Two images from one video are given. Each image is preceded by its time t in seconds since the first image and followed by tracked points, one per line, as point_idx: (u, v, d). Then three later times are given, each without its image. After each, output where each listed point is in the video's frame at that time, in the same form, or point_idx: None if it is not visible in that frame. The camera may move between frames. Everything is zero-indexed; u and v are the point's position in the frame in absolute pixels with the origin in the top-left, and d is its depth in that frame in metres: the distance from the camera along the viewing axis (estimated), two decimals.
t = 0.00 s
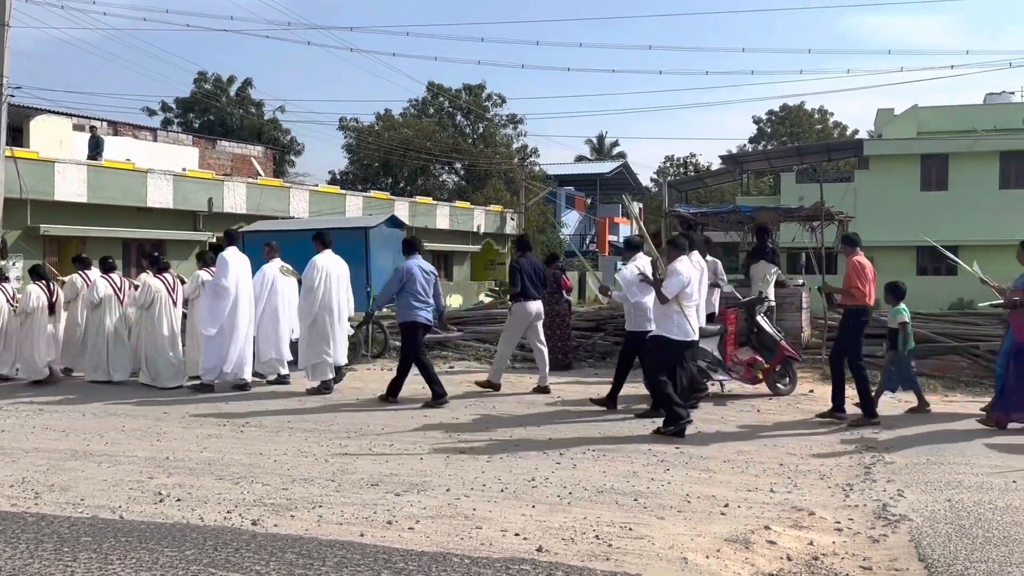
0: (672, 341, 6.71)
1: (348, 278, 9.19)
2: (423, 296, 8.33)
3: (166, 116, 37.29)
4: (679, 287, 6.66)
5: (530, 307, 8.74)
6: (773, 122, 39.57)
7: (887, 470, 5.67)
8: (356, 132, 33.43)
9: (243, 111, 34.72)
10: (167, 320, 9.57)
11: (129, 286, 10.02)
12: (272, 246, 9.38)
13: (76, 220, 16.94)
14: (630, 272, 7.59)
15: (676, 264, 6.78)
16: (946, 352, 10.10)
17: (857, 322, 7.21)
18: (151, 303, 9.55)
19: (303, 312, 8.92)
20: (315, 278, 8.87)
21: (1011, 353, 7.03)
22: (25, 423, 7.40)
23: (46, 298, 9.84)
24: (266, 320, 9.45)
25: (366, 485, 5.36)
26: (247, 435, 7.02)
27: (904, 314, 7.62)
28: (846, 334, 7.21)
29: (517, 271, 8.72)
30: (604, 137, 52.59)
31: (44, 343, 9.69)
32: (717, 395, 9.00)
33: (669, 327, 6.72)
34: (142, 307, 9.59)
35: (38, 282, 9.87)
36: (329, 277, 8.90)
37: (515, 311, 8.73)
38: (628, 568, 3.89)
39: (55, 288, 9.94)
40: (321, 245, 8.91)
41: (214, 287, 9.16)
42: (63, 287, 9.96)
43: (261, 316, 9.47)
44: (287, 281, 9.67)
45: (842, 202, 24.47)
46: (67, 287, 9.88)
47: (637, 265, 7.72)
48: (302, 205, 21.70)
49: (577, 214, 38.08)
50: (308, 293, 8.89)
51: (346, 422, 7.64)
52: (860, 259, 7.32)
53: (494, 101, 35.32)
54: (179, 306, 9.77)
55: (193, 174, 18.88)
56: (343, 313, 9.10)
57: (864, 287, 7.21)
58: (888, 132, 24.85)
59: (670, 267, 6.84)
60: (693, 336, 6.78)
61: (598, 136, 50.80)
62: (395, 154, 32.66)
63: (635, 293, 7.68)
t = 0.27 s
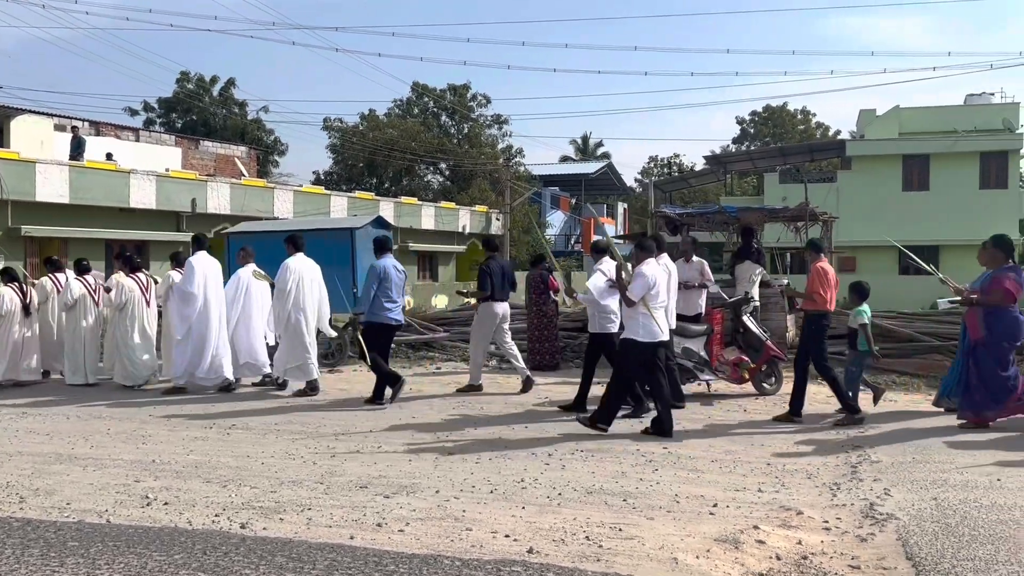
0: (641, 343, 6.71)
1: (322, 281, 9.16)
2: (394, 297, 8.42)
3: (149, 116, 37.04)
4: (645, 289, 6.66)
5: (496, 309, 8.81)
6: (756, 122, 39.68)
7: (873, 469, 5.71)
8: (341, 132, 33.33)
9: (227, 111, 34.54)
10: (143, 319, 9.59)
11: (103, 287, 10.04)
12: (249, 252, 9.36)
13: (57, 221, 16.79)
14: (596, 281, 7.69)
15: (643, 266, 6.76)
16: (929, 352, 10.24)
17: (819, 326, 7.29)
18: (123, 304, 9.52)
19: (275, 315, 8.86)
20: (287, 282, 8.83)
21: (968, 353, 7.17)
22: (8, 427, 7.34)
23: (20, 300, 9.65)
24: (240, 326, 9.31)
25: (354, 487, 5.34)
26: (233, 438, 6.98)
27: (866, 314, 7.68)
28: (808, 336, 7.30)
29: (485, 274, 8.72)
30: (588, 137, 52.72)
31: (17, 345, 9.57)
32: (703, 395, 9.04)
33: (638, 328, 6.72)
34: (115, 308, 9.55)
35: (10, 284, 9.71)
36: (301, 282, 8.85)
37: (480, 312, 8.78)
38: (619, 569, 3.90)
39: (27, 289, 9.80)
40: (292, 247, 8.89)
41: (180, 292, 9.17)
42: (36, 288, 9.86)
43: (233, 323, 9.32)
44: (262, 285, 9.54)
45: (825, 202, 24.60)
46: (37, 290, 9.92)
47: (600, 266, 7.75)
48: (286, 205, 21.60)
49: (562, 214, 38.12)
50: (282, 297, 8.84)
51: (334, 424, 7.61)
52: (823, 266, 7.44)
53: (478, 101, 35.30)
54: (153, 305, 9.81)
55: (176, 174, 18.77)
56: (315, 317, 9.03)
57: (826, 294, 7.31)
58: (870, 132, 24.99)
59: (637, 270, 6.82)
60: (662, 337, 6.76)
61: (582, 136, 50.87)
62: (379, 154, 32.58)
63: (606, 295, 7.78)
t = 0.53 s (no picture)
0: (607, 348, 6.76)
1: (298, 291, 9.25)
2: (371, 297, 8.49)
3: (134, 117, 36.82)
4: (613, 295, 6.70)
5: (472, 308, 8.91)
6: (742, 124, 39.77)
7: (862, 469, 5.75)
8: (327, 133, 33.23)
9: (212, 112, 34.38)
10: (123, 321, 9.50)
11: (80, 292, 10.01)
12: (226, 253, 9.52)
13: (42, 222, 16.65)
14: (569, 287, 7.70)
15: (612, 273, 6.77)
16: (915, 353, 10.33)
17: (787, 327, 7.46)
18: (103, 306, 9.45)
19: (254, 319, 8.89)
20: (265, 283, 8.92)
21: (937, 351, 7.26)
22: None
23: None
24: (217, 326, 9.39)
25: (345, 490, 5.33)
26: (222, 441, 6.95)
27: (835, 316, 7.79)
28: (775, 337, 7.49)
29: (460, 273, 8.82)
30: (575, 139, 52.80)
31: None
32: (693, 396, 9.06)
33: (605, 333, 6.77)
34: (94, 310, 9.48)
35: None
36: (278, 283, 8.96)
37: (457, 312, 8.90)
38: (611, 572, 3.91)
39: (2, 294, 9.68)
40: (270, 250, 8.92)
41: (152, 295, 9.13)
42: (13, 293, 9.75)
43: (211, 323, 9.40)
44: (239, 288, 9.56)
45: (810, 203, 24.70)
46: (12, 293, 9.74)
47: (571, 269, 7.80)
48: (272, 207, 21.51)
49: (550, 215, 38.16)
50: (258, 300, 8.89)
51: (323, 427, 7.59)
52: (795, 269, 7.61)
53: (465, 102, 35.27)
54: (133, 308, 9.72)
55: (162, 175, 18.67)
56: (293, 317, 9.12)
57: (798, 294, 7.47)
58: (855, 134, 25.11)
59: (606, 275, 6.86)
60: (629, 342, 6.81)
61: (569, 138, 50.94)
62: (366, 155, 32.50)
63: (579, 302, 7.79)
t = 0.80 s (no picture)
0: (575, 345, 6.90)
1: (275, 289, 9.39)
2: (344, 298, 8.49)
3: (119, 117, 36.59)
4: (582, 295, 6.77)
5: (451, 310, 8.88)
6: (729, 125, 39.90)
7: (852, 470, 5.78)
8: (314, 134, 33.13)
9: (198, 112, 34.22)
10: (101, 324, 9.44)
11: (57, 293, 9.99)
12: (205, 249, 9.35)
13: (27, 223, 16.53)
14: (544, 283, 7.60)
15: (581, 272, 6.83)
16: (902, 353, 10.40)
17: (761, 328, 7.50)
18: (81, 309, 9.36)
19: (233, 315, 9.04)
20: (245, 281, 9.04)
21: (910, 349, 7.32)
22: None
23: None
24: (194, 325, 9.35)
25: (337, 493, 5.31)
26: (211, 443, 6.91)
27: (806, 318, 7.83)
28: (750, 339, 7.50)
29: (438, 274, 8.88)
30: (562, 140, 52.84)
31: None
32: (683, 396, 9.10)
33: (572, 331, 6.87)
34: (71, 313, 9.38)
35: None
36: (259, 282, 9.08)
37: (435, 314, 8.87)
38: (604, 573, 3.91)
39: None
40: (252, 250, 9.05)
41: (127, 294, 9.05)
42: None
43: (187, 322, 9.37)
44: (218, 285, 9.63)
45: (797, 204, 24.81)
46: None
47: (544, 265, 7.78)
48: (259, 207, 21.42)
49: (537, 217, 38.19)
50: (237, 296, 9.04)
51: (313, 428, 7.57)
52: (768, 268, 7.59)
53: (453, 103, 35.25)
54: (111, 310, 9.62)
55: (147, 176, 18.57)
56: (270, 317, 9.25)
57: (773, 293, 7.44)
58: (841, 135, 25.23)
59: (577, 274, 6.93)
60: (595, 341, 6.92)
61: (556, 138, 51.02)
62: (353, 156, 32.40)
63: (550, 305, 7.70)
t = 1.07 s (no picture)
0: (550, 344, 7.14)
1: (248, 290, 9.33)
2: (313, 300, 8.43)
3: (101, 118, 36.30)
4: (551, 293, 7.10)
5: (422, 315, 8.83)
6: (713, 127, 40.04)
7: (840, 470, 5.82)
8: (298, 135, 32.98)
9: (181, 113, 34.01)
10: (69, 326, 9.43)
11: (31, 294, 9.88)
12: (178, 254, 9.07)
13: (8, 224, 16.37)
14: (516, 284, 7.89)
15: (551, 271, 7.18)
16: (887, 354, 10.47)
17: (728, 333, 7.52)
18: (48, 310, 9.38)
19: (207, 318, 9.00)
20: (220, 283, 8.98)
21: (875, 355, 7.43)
22: None
23: None
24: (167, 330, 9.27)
25: (327, 495, 5.29)
26: (198, 446, 6.86)
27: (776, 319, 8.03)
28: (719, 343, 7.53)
29: (410, 279, 8.84)
30: (546, 142, 52.89)
31: None
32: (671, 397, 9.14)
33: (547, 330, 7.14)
34: (38, 314, 9.41)
35: None
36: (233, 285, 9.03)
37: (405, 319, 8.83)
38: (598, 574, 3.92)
39: None
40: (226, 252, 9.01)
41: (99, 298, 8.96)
42: None
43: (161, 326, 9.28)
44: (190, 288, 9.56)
45: (781, 207, 24.95)
46: None
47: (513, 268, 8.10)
48: (244, 209, 21.32)
49: (523, 218, 38.20)
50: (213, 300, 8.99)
51: (303, 429, 7.53)
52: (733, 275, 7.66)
53: (438, 104, 35.22)
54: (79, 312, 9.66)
55: (130, 177, 18.44)
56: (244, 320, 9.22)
57: (738, 298, 7.52)
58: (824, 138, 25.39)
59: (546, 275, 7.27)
60: (568, 339, 7.18)
61: (540, 141, 51.09)
62: (338, 157, 32.26)
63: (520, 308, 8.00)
